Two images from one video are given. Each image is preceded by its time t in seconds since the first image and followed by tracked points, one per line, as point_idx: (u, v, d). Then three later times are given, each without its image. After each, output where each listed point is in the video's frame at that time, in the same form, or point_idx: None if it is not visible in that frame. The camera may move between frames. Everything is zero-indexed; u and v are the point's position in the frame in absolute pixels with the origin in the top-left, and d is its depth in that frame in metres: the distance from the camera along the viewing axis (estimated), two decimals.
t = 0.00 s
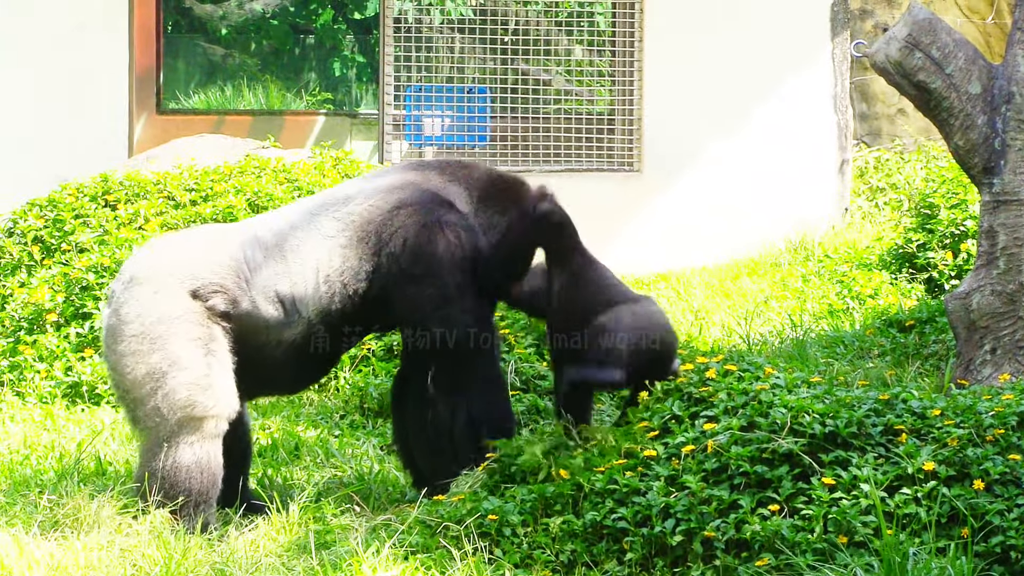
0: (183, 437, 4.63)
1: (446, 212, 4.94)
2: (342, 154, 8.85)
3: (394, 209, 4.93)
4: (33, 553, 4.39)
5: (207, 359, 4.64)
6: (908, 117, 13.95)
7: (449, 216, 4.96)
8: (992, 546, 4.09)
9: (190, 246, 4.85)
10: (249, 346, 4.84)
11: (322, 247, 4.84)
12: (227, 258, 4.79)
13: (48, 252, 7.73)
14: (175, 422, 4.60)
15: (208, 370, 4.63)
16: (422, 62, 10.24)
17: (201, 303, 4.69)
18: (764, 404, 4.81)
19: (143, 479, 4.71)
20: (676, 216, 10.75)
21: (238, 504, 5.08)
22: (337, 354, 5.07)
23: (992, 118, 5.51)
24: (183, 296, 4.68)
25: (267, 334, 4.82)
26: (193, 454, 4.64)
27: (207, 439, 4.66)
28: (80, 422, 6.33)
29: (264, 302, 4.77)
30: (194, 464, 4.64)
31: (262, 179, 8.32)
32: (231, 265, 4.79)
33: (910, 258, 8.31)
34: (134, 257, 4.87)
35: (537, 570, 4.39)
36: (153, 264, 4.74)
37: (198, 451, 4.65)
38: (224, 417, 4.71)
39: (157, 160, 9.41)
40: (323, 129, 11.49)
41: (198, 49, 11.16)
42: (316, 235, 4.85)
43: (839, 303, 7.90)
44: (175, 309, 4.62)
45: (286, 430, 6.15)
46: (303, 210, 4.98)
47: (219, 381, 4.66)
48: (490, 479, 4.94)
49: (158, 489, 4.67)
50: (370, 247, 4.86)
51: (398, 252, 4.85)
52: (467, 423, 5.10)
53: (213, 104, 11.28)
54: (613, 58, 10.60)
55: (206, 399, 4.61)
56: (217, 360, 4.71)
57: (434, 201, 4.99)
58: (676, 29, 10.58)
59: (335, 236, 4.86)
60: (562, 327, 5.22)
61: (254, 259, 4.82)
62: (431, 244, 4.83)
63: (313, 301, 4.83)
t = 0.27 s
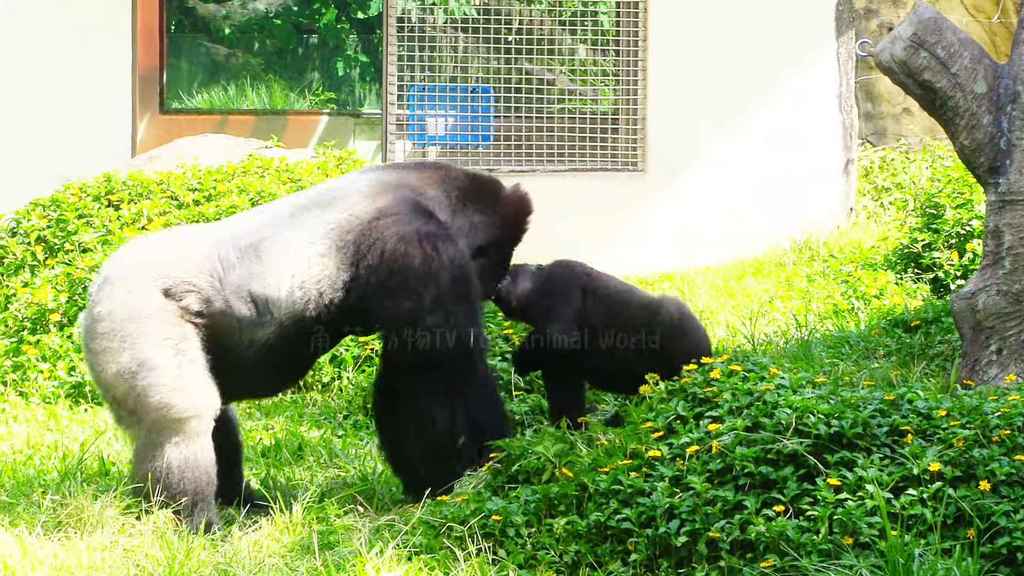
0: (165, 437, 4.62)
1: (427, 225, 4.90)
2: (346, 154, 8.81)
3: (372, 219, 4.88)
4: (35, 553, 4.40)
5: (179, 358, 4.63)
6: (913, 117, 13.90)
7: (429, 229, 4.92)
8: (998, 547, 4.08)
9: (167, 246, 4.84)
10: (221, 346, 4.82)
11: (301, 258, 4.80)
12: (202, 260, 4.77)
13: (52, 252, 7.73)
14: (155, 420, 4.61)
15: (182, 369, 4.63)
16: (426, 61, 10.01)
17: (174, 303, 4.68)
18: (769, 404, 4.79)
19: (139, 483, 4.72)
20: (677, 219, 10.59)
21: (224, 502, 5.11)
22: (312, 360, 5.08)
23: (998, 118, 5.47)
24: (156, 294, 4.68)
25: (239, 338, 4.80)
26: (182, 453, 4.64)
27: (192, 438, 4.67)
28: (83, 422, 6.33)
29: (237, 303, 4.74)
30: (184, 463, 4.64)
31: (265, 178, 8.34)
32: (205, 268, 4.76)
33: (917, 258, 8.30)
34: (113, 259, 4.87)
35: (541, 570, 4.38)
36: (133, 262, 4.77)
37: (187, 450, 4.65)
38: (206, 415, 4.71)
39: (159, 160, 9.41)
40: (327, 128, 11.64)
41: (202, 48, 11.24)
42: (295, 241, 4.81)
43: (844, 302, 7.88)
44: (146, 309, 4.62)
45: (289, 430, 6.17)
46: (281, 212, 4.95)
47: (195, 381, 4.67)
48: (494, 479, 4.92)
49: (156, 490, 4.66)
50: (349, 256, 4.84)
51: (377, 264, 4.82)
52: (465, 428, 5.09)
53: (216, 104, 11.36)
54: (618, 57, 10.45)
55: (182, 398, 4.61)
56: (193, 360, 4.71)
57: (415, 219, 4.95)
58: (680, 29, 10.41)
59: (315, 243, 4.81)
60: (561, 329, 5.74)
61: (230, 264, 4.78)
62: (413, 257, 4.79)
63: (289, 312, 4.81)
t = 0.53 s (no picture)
0: (156, 441, 4.59)
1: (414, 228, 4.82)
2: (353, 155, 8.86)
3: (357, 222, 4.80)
4: (40, 556, 4.38)
5: (159, 366, 4.57)
6: (926, 114, 13.65)
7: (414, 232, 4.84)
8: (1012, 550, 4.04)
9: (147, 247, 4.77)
10: (201, 351, 4.73)
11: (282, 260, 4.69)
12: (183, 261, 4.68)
13: (56, 252, 7.70)
14: (144, 424, 4.57)
15: (163, 376, 4.57)
16: (433, 60, 10.18)
17: (153, 308, 4.62)
18: (780, 406, 4.73)
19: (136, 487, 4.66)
20: (687, 218, 10.65)
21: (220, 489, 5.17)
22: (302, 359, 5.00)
23: (1012, 117, 5.43)
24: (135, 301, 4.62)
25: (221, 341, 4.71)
26: (176, 456, 4.59)
27: (183, 442, 4.61)
28: (88, 423, 6.28)
29: (215, 306, 4.64)
30: (180, 465, 4.60)
31: (272, 179, 8.43)
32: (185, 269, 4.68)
33: (929, 258, 8.25)
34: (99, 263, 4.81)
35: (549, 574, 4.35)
36: (113, 268, 4.70)
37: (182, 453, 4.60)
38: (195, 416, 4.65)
39: (165, 160, 9.38)
40: (334, 128, 11.40)
41: (208, 46, 11.15)
42: (278, 245, 4.72)
43: (856, 303, 7.85)
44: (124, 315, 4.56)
45: (295, 432, 6.14)
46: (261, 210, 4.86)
47: (179, 387, 4.60)
48: (503, 480, 4.87)
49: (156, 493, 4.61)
50: (339, 265, 4.74)
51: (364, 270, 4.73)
52: (464, 438, 5.09)
53: (223, 103, 11.22)
54: (627, 56, 10.51)
55: (166, 403, 4.55)
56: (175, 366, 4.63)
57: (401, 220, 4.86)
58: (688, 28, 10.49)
59: (300, 248, 4.71)
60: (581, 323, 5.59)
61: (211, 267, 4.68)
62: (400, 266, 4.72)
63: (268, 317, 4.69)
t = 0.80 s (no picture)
0: (171, 444, 4.61)
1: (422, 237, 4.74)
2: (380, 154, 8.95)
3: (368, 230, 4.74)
4: (68, 556, 4.37)
5: (166, 371, 4.57)
6: (958, 113, 13.61)
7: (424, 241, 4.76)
8: None
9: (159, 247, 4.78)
10: (211, 355, 4.72)
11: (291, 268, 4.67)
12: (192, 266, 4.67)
13: (83, 252, 7.68)
14: (157, 427, 4.60)
15: (171, 380, 4.57)
16: (463, 58, 10.26)
17: (158, 312, 4.60)
18: (810, 406, 4.71)
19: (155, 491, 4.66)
20: (714, 218, 10.69)
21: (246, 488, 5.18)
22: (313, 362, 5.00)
23: None
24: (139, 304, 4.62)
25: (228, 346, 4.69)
26: (192, 456, 4.62)
27: (196, 443, 4.63)
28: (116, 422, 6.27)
29: (220, 310, 4.63)
30: (197, 465, 4.62)
31: (299, 177, 8.39)
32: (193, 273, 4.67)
33: (960, 256, 8.23)
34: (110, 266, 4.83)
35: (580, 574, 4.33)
36: (123, 271, 4.72)
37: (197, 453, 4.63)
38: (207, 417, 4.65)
39: (194, 158, 9.36)
40: (362, 126, 11.08)
41: (235, 44, 10.87)
42: (284, 250, 4.69)
43: (888, 302, 7.89)
44: (130, 318, 4.57)
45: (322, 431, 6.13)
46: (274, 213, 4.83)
47: (190, 389, 4.61)
48: (532, 481, 4.82)
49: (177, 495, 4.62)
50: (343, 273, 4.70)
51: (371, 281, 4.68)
52: (479, 449, 4.94)
53: (250, 101, 10.95)
54: (658, 54, 10.58)
55: (177, 406, 4.56)
56: (184, 370, 4.62)
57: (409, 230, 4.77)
58: (721, 29, 10.57)
59: (308, 256, 4.68)
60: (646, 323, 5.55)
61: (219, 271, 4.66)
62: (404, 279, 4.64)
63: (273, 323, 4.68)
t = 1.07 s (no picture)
0: (166, 445, 4.60)
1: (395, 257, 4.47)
2: (392, 152, 8.78)
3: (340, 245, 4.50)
4: (76, 557, 4.36)
5: (153, 378, 4.51)
6: (968, 112, 13.63)
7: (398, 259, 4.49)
8: None
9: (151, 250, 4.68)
10: (201, 360, 4.66)
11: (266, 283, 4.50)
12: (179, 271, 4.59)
13: (93, 251, 7.65)
14: (150, 431, 4.58)
15: (159, 387, 4.52)
16: (473, 58, 10.26)
17: (145, 321, 4.54)
18: (821, 404, 4.72)
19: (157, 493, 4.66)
20: (724, 217, 10.74)
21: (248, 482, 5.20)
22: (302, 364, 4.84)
23: None
24: (128, 313, 4.56)
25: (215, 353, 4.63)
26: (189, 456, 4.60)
27: (190, 444, 4.60)
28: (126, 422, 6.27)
29: (206, 321, 4.54)
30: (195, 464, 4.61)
31: (309, 176, 8.29)
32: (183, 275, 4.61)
33: (969, 256, 8.24)
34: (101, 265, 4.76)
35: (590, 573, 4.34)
36: (111, 276, 4.64)
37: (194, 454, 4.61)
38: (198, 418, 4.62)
39: (203, 157, 9.43)
40: (372, 125, 11.47)
41: (246, 43, 11.27)
42: (267, 264, 4.51)
43: (897, 302, 7.90)
44: (119, 325, 4.53)
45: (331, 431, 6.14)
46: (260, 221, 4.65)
47: (180, 393, 4.56)
48: (542, 480, 4.81)
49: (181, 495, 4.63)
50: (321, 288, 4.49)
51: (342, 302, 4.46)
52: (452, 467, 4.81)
53: (261, 101, 11.35)
54: (668, 53, 10.61)
55: (167, 411, 4.53)
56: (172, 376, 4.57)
57: (390, 248, 4.51)
58: (733, 29, 10.60)
59: (288, 271, 4.49)
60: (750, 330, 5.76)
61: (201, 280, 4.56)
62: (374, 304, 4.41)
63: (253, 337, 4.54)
